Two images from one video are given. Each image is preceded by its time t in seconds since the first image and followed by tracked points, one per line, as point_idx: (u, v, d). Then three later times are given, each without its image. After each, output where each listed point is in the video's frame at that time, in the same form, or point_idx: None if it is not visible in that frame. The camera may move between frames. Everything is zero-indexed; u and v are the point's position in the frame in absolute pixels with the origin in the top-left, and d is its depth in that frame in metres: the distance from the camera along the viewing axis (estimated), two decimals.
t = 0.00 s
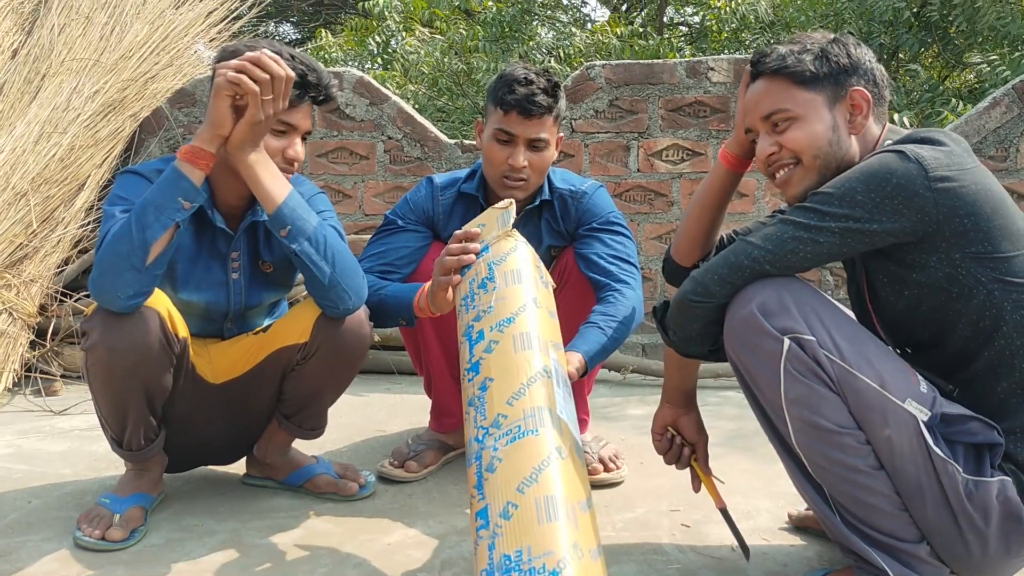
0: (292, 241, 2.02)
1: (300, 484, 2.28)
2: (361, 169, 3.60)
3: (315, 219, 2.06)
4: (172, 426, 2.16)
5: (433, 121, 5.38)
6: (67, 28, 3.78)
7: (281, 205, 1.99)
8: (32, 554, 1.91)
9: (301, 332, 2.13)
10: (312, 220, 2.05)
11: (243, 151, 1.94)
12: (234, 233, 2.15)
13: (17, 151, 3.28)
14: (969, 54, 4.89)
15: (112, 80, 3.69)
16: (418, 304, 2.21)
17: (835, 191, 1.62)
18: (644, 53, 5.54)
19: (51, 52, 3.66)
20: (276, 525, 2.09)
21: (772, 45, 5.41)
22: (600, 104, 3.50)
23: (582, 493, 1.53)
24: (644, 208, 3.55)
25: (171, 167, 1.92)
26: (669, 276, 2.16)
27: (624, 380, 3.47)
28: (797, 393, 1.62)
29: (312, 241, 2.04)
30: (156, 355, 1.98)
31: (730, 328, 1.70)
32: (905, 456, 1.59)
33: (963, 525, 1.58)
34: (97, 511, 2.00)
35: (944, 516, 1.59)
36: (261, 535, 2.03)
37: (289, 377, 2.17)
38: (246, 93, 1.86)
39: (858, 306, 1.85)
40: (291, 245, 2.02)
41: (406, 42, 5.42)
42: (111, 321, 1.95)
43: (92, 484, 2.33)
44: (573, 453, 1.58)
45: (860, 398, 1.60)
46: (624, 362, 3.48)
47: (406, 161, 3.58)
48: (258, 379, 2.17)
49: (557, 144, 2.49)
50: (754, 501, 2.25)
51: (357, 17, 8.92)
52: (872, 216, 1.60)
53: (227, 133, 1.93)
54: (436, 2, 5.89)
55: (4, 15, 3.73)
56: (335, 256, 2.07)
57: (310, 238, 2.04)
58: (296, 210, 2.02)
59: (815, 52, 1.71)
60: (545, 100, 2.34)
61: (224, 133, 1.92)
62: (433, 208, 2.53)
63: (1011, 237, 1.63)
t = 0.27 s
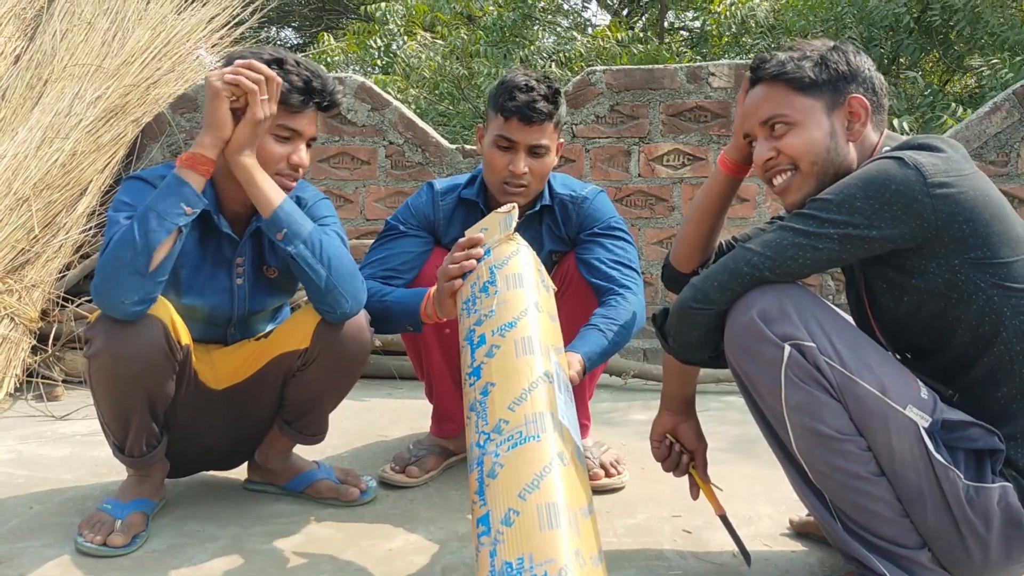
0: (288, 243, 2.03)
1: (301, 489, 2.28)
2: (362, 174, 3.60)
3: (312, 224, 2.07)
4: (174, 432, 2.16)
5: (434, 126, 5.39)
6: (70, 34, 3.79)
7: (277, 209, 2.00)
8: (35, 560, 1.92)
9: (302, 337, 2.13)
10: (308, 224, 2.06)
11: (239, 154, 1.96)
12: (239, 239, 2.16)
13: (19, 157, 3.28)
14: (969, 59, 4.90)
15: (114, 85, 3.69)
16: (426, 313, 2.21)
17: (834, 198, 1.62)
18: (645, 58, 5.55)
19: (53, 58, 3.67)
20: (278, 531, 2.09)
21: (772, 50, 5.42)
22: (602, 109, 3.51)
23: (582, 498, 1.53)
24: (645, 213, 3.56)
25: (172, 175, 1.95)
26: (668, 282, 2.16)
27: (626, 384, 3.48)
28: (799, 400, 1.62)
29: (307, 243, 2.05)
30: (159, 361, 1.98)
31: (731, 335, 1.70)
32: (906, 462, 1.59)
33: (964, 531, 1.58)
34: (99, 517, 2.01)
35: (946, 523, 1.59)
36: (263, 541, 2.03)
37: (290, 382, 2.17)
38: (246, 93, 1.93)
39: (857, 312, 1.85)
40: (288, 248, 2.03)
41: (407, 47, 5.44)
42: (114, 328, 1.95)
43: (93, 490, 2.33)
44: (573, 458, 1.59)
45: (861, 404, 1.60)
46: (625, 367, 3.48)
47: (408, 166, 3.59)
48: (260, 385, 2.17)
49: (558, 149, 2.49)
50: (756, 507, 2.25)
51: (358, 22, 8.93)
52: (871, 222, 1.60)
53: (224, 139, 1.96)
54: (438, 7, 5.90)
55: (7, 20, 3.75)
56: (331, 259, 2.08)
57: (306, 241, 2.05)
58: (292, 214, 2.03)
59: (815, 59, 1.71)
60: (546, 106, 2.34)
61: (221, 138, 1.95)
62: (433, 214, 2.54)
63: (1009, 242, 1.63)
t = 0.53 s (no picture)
0: (279, 243, 2.04)
1: (301, 491, 2.27)
2: (362, 176, 3.60)
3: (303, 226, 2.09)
4: (174, 435, 2.16)
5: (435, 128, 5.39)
6: (70, 36, 3.79)
7: (269, 209, 2.03)
8: (34, 562, 1.91)
9: (303, 340, 2.13)
10: (299, 225, 2.07)
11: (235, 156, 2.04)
12: (242, 241, 2.17)
13: (19, 159, 3.28)
14: (970, 61, 4.90)
15: (115, 87, 3.69)
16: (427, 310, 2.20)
17: (833, 200, 1.62)
18: (646, 60, 5.55)
19: (54, 60, 3.67)
20: (277, 533, 2.09)
21: (772, 52, 5.42)
22: (602, 112, 3.51)
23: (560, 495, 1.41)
24: (645, 215, 3.55)
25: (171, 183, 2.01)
26: (669, 284, 2.16)
27: (626, 387, 3.47)
28: (798, 402, 1.61)
29: (299, 242, 2.05)
30: (158, 364, 1.98)
31: (731, 338, 1.70)
32: (906, 464, 1.58)
33: (965, 534, 1.57)
34: (98, 519, 2.00)
35: (947, 525, 1.58)
36: (262, 543, 2.03)
37: (290, 385, 2.17)
38: (219, 102, 2.07)
39: (858, 314, 1.84)
40: (279, 247, 2.04)
41: (408, 49, 5.44)
42: (114, 331, 1.94)
43: (93, 492, 2.33)
44: (553, 453, 1.46)
45: (861, 406, 1.60)
46: (626, 369, 3.48)
47: (408, 169, 3.59)
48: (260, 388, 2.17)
49: (553, 150, 2.50)
50: (757, 509, 2.25)
51: (358, 24, 8.95)
52: (870, 224, 1.60)
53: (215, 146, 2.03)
54: (438, 9, 5.91)
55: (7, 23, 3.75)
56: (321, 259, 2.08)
57: (298, 240, 2.05)
58: (285, 214, 2.05)
59: (817, 61, 1.71)
60: (537, 102, 2.35)
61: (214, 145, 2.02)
62: (431, 215, 2.53)
63: (1009, 243, 1.63)
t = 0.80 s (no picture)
0: (290, 243, 2.04)
1: (303, 493, 2.27)
2: (364, 179, 3.60)
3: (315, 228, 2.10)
4: (176, 437, 2.16)
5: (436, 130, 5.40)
6: (72, 38, 3.80)
7: (281, 210, 2.04)
8: (36, 564, 1.91)
9: (306, 341, 2.13)
10: (310, 226, 2.08)
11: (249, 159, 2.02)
12: (246, 244, 2.17)
13: (21, 161, 3.29)
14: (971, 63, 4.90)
15: (116, 90, 3.69)
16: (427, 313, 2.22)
17: (835, 201, 1.62)
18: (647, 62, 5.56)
19: (56, 62, 3.67)
20: (279, 535, 2.09)
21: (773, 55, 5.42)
22: (603, 114, 3.51)
23: (540, 492, 1.35)
24: (647, 218, 3.56)
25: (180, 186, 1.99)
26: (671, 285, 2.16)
27: (628, 389, 3.47)
28: (801, 404, 1.61)
29: (310, 243, 2.06)
30: (160, 366, 1.98)
31: (734, 339, 1.70)
32: (909, 466, 1.58)
33: (968, 536, 1.57)
34: (100, 521, 2.00)
35: (950, 527, 1.58)
36: (264, 545, 2.03)
37: (293, 387, 2.17)
38: (229, 100, 2.03)
39: (859, 316, 1.84)
40: (290, 248, 2.04)
41: (408, 52, 5.45)
42: (116, 333, 1.94)
43: (95, 494, 2.33)
44: (536, 449, 1.40)
45: (864, 408, 1.60)
46: (627, 371, 3.48)
47: (409, 171, 3.59)
48: (262, 390, 2.17)
49: (552, 149, 2.50)
50: (759, 511, 2.25)
51: (359, 27, 8.96)
52: (871, 225, 1.60)
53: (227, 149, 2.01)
54: (439, 12, 5.92)
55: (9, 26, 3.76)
56: (332, 261, 2.09)
57: (308, 241, 2.06)
58: (296, 215, 2.05)
59: (819, 63, 1.71)
60: (533, 97, 2.36)
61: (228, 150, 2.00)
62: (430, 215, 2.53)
63: (1010, 244, 1.63)
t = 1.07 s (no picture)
0: (292, 243, 2.05)
1: (304, 494, 2.27)
2: (365, 179, 3.60)
3: (317, 228, 2.10)
4: (177, 438, 2.16)
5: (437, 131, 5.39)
6: (73, 39, 3.80)
7: (284, 210, 2.04)
8: (37, 565, 1.91)
9: (307, 342, 2.13)
10: (312, 227, 2.08)
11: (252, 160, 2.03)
12: (246, 245, 2.17)
13: (22, 162, 3.30)
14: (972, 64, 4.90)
15: (118, 90, 3.69)
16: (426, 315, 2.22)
17: (837, 201, 1.62)
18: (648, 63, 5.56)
19: (57, 63, 3.68)
20: (280, 536, 2.09)
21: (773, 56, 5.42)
22: (604, 114, 3.51)
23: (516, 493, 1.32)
24: (648, 218, 3.55)
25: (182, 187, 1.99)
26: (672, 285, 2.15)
27: (629, 390, 3.47)
28: (803, 404, 1.61)
29: (312, 244, 2.07)
30: (162, 367, 1.98)
31: (736, 339, 1.70)
32: (911, 466, 1.58)
33: (970, 536, 1.57)
34: (101, 522, 2.00)
35: (952, 527, 1.58)
36: (266, 546, 2.03)
37: (294, 387, 2.17)
38: (230, 100, 2.03)
39: (862, 316, 1.84)
40: (292, 248, 2.05)
41: (409, 53, 5.45)
42: (118, 333, 1.94)
43: (96, 495, 2.33)
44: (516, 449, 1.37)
45: (866, 408, 1.59)
46: (628, 372, 3.48)
47: (410, 171, 3.59)
48: (264, 390, 2.17)
49: (554, 149, 2.50)
50: (760, 512, 2.24)
51: (359, 28, 8.97)
52: (874, 225, 1.60)
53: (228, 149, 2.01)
54: (439, 12, 5.92)
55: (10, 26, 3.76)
56: (334, 261, 2.10)
57: (310, 241, 2.07)
58: (298, 215, 2.06)
59: (822, 63, 1.71)
60: (536, 96, 2.36)
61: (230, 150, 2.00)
62: (431, 217, 2.53)
63: (1013, 244, 1.63)
